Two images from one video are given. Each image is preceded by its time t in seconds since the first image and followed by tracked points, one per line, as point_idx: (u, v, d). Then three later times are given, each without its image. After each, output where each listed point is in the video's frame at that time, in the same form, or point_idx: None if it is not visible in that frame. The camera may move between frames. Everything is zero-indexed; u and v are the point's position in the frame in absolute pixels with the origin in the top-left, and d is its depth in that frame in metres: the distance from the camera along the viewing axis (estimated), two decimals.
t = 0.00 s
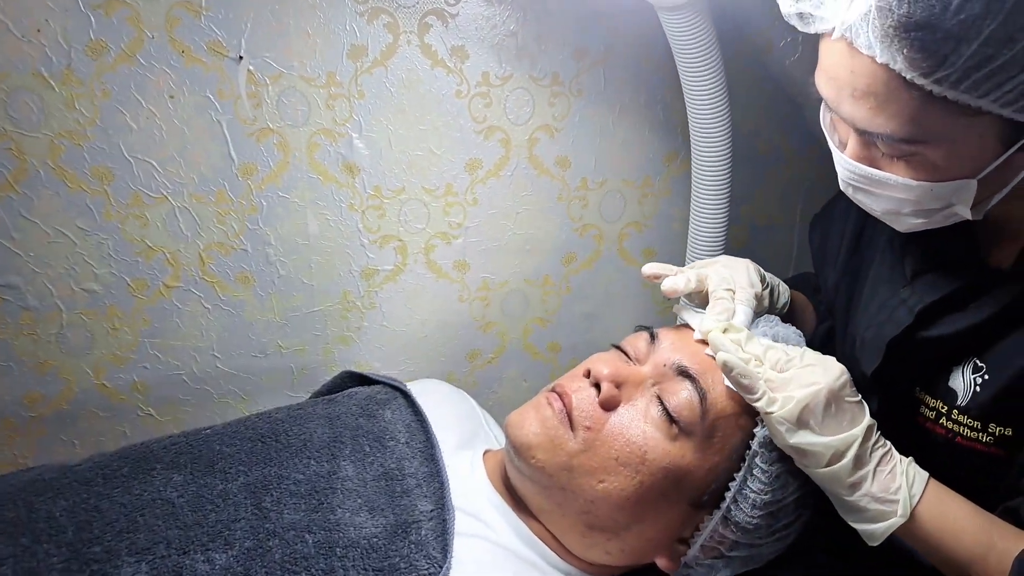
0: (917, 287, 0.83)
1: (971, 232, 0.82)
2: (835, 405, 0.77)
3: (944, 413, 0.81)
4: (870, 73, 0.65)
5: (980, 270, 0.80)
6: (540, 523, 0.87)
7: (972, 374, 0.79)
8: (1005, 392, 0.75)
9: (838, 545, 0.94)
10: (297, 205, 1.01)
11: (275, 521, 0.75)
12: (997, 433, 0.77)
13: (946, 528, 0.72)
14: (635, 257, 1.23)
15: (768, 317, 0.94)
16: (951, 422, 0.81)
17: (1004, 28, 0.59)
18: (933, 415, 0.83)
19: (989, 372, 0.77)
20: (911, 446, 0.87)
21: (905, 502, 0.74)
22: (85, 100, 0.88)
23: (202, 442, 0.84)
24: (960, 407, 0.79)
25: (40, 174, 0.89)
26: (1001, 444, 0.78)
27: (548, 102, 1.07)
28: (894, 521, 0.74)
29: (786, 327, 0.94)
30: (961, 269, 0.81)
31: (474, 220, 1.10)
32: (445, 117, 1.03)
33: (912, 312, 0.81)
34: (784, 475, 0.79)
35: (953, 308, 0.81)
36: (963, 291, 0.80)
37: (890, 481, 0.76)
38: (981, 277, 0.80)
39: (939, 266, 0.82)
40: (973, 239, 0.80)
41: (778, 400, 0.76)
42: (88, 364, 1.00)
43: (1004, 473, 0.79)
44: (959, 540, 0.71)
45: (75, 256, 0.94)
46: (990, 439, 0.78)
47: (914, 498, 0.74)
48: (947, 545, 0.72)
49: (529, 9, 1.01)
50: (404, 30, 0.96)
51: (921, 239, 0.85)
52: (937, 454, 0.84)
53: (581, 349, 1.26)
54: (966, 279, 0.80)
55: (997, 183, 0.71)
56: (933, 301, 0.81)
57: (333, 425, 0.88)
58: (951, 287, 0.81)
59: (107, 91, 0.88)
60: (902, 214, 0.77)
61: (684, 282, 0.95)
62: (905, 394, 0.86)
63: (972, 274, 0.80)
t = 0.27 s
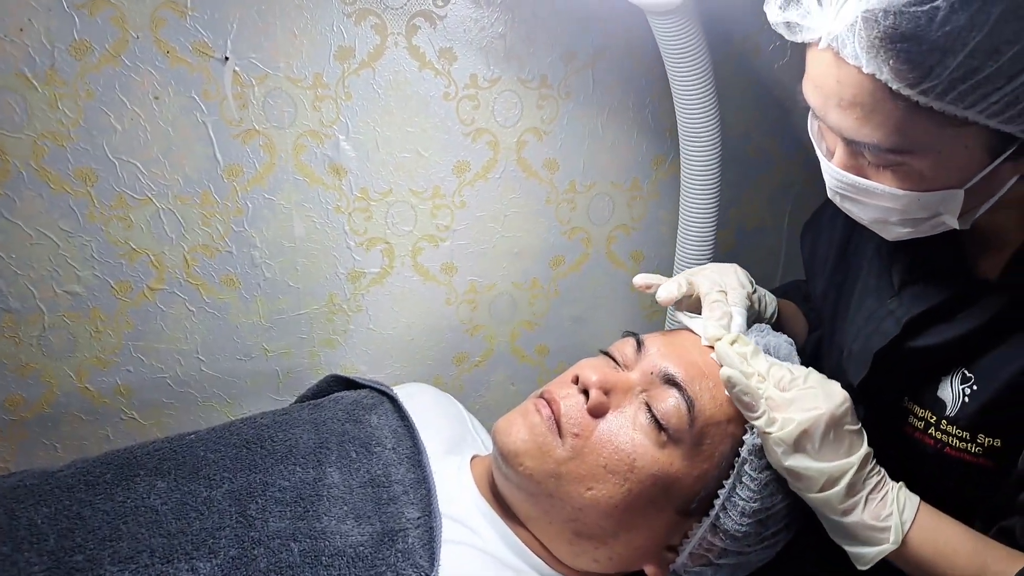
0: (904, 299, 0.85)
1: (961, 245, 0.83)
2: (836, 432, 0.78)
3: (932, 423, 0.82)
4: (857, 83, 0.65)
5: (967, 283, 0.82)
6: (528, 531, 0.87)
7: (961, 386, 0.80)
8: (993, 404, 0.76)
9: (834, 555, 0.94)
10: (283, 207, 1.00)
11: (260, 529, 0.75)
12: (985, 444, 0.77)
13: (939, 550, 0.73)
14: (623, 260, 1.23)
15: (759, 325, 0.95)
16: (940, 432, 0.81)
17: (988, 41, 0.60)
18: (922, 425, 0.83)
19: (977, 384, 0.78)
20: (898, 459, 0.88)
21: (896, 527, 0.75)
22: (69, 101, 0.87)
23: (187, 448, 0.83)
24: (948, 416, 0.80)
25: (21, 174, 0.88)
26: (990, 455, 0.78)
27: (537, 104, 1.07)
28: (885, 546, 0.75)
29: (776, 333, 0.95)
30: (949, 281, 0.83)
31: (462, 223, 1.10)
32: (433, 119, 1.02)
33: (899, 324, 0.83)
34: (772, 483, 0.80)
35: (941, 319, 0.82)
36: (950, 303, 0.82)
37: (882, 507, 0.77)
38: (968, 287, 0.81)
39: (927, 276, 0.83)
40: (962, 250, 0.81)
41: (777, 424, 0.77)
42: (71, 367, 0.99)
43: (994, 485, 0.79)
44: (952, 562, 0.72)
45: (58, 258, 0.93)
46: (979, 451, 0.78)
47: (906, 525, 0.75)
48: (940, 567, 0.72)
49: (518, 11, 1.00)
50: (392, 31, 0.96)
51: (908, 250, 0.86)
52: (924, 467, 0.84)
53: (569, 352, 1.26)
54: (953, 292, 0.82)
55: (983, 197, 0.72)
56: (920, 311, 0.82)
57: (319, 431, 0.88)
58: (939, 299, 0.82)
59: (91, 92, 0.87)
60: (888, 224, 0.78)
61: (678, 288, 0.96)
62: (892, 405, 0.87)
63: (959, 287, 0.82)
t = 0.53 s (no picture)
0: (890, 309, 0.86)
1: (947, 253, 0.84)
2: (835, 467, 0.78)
3: (920, 434, 0.82)
4: (835, 92, 0.65)
5: (953, 292, 0.82)
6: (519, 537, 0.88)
7: (948, 397, 0.80)
8: (980, 414, 0.77)
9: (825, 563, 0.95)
10: (273, 209, 1.00)
11: (250, 535, 0.75)
12: (973, 454, 0.78)
13: None
14: (616, 263, 1.23)
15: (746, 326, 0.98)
16: (928, 442, 0.82)
17: (962, 50, 0.61)
18: (911, 436, 0.84)
19: (965, 395, 0.78)
20: (888, 470, 0.89)
21: (892, 558, 0.76)
22: (57, 102, 0.86)
23: (177, 453, 0.83)
24: (937, 428, 0.80)
25: (9, 176, 0.87)
26: (979, 465, 0.78)
27: (530, 107, 1.07)
28: None
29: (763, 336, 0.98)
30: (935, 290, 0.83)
31: (453, 226, 1.10)
32: (425, 122, 1.02)
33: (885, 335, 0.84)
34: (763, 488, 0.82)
35: (928, 330, 0.83)
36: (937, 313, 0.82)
37: (876, 539, 0.78)
38: (953, 297, 0.82)
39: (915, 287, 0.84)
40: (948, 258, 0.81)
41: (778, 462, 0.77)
42: (59, 370, 0.98)
43: (984, 495, 0.79)
44: None
45: (46, 260, 0.92)
46: (967, 461, 0.79)
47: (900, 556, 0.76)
48: None
49: (510, 14, 1.00)
50: (384, 33, 0.95)
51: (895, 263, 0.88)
52: (913, 478, 0.85)
53: (560, 355, 1.26)
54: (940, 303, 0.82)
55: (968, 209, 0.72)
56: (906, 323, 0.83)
57: (310, 436, 0.87)
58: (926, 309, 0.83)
59: (80, 93, 0.86)
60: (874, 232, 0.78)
61: (651, 287, 1.00)
62: (880, 416, 0.87)
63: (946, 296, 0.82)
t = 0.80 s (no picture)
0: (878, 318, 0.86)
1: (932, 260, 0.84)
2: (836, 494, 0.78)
3: (910, 443, 0.83)
4: (812, 100, 0.66)
5: (938, 297, 0.83)
6: (513, 541, 0.88)
7: (937, 406, 0.80)
8: (967, 423, 0.77)
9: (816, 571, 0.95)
10: (267, 210, 0.99)
11: (242, 539, 0.74)
12: (962, 463, 0.78)
13: None
14: (611, 266, 1.23)
15: (741, 331, 0.99)
16: (918, 451, 0.82)
17: (935, 61, 0.60)
18: (900, 445, 0.84)
19: (953, 404, 0.79)
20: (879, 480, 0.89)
21: None
22: (48, 101, 0.85)
23: (168, 455, 0.82)
24: (926, 437, 0.80)
25: None
26: (967, 473, 0.78)
27: (525, 109, 1.06)
28: None
29: (759, 340, 0.99)
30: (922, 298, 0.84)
31: (448, 227, 1.09)
32: (420, 123, 1.02)
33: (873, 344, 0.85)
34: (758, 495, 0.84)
35: (914, 339, 0.83)
36: (924, 322, 0.83)
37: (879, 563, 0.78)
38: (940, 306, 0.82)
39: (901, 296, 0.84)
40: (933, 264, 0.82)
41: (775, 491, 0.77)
42: (49, 371, 0.97)
43: (974, 503, 0.79)
44: None
45: (37, 260, 0.91)
46: (956, 469, 0.79)
47: None
48: None
49: (506, 16, 1.00)
50: (379, 34, 0.95)
51: (880, 271, 0.88)
52: (902, 488, 0.86)
53: (555, 357, 1.26)
54: (927, 311, 0.83)
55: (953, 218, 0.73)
56: (892, 334, 0.83)
57: (303, 439, 0.87)
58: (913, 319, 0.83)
59: (72, 92, 0.85)
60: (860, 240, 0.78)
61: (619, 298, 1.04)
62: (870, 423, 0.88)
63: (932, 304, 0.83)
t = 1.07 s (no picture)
0: (870, 325, 0.87)
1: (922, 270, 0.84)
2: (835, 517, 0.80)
3: (905, 450, 0.83)
4: (800, 107, 0.66)
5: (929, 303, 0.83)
6: (507, 542, 0.89)
7: (931, 414, 0.81)
8: (961, 431, 0.77)
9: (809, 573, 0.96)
10: (261, 208, 0.99)
11: (236, 538, 0.74)
12: (957, 471, 0.79)
13: None
14: (606, 266, 1.23)
15: (738, 335, 1.01)
16: (913, 459, 0.83)
17: (924, 68, 0.61)
18: (896, 453, 0.85)
19: (947, 412, 0.79)
20: (873, 487, 0.90)
21: None
22: (42, 97, 0.84)
23: (162, 454, 0.82)
24: (922, 445, 0.81)
25: None
26: (962, 482, 0.79)
27: (521, 108, 1.06)
28: None
29: (755, 345, 1.00)
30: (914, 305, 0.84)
31: (443, 226, 1.09)
32: (416, 121, 1.01)
33: (866, 352, 0.86)
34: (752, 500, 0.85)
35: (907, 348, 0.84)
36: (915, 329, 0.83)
37: None
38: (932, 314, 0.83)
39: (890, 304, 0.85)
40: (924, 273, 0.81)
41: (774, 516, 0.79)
42: (42, 368, 0.97)
43: (970, 511, 0.80)
44: None
45: (30, 257, 0.91)
46: (951, 477, 0.79)
47: None
48: None
49: (502, 15, 1.00)
50: (375, 31, 0.94)
51: (873, 279, 0.88)
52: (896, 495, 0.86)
53: (550, 356, 1.26)
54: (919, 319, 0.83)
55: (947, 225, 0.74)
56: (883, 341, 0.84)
57: (297, 438, 0.87)
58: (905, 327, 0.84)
59: (66, 88, 0.85)
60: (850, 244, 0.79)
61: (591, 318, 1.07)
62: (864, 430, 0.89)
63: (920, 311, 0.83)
